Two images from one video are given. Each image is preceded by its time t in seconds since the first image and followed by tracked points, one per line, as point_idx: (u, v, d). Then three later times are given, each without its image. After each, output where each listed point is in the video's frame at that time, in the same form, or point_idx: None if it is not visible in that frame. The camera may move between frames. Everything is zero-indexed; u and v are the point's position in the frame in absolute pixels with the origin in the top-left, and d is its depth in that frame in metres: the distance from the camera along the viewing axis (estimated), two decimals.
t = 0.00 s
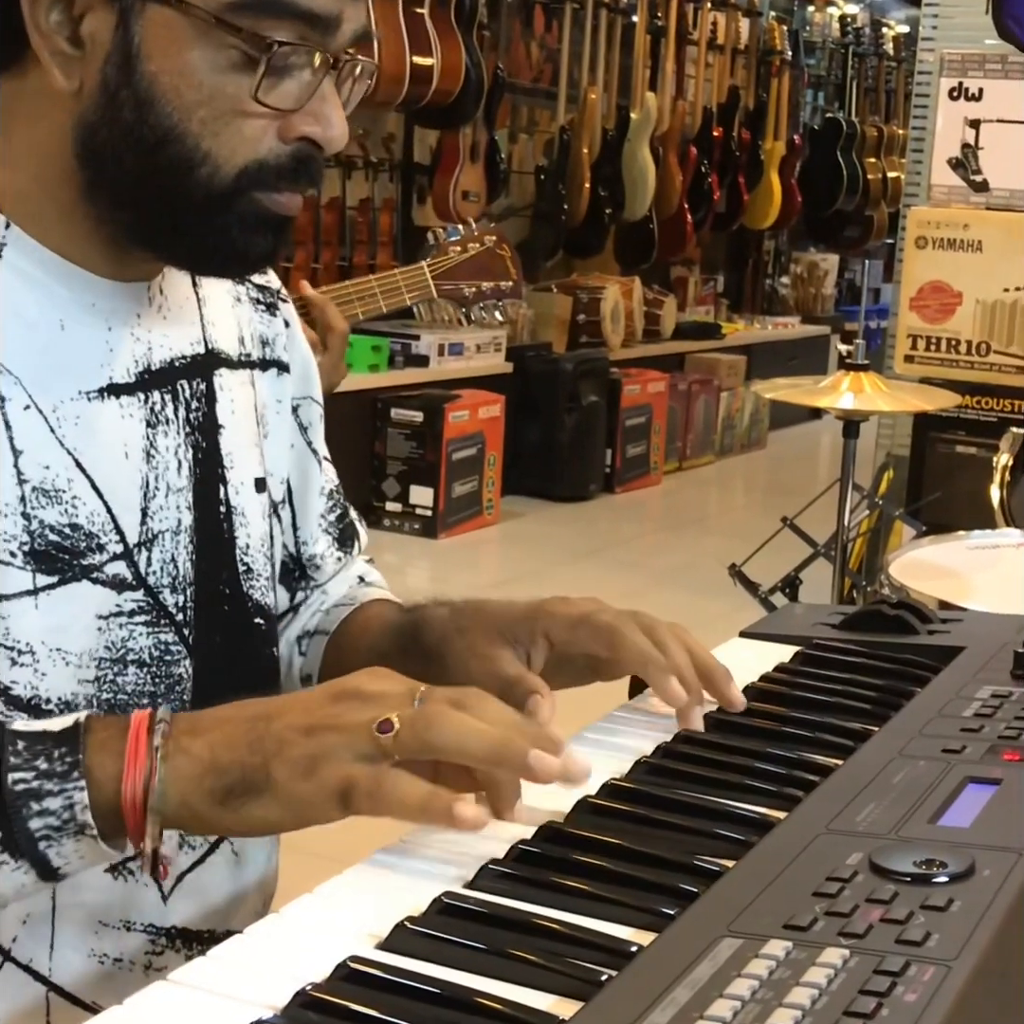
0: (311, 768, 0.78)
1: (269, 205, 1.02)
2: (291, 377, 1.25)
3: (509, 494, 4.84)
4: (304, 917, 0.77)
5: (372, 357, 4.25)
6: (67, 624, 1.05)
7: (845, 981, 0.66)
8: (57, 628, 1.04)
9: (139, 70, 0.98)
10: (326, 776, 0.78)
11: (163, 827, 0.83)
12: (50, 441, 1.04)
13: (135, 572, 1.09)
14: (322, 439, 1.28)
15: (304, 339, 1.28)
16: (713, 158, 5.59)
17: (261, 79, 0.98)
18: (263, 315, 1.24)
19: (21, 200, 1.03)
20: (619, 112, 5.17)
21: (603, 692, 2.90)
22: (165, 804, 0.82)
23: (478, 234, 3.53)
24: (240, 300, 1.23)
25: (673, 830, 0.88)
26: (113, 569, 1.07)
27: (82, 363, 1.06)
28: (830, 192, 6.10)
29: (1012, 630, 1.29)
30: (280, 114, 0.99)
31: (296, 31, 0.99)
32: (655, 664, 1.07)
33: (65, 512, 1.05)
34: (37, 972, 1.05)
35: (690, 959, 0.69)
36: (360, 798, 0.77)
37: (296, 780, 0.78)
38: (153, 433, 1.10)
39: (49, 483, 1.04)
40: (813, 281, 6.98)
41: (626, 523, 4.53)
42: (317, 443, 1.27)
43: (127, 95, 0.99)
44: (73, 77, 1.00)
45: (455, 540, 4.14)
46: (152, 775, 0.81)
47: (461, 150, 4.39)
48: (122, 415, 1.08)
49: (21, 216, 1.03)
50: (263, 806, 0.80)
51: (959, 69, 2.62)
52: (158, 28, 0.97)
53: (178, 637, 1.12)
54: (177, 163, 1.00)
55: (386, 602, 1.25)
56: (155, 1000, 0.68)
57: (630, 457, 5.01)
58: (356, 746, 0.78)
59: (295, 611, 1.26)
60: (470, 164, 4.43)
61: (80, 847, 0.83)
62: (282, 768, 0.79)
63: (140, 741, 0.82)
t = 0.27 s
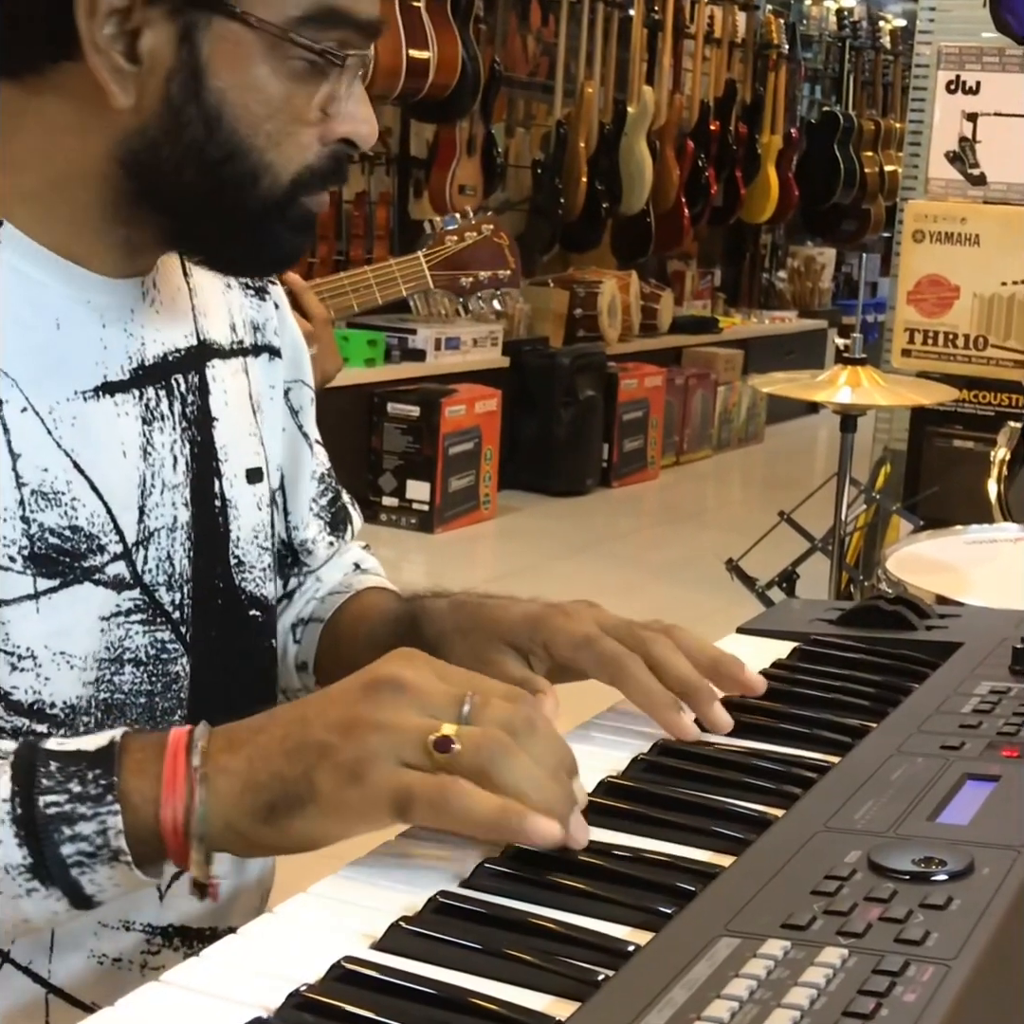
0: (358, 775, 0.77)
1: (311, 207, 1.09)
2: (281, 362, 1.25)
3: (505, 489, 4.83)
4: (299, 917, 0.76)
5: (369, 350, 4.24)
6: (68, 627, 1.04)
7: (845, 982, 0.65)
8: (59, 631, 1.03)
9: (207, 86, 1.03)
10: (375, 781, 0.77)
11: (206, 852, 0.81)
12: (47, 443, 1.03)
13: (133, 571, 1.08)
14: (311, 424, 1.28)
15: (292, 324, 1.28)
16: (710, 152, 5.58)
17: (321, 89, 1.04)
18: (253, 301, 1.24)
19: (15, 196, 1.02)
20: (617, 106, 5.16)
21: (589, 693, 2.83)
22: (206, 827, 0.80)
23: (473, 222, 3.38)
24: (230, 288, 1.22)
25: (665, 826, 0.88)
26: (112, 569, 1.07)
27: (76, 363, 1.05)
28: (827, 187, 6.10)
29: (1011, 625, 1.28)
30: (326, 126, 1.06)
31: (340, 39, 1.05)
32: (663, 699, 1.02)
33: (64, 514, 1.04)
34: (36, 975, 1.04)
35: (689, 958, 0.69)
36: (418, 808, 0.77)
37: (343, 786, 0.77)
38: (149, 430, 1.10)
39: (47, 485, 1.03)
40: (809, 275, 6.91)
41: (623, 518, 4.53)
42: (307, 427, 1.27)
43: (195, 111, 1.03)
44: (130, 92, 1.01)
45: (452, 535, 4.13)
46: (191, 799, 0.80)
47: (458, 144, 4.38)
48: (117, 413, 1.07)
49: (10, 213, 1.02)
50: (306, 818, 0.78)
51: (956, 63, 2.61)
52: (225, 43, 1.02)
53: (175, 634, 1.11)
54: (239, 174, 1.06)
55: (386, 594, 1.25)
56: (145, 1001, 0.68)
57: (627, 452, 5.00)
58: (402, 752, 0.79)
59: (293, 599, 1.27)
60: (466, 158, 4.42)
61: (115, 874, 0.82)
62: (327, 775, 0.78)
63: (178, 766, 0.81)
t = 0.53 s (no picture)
0: (346, 811, 0.77)
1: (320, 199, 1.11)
2: (271, 354, 1.25)
3: (504, 483, 4.82)
4: (295, 918, 0.76)
5: (367, 345, 4.23)
6: (68, 630, 1.03)
7: (841, 983, 0.64)
8: (58, 635, 1.02)
9: (247, 90, 1.01)
10: (361, 819, 0.76)
11: (196, 883, 0.81)
12: (43, 447, 1.02)
13: (130, 572, 1.07)
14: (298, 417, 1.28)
15: (280, 317, 1.28)
16: (709, 146, 5.57)
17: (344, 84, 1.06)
18: (243, 294, 1.23)
19: (26, 200, 1.01)
20: (614, 100, 5.15)
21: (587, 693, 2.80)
22: (196, 863, 0.79)
23: (473, 213, 3.30)
24: (221, 280, 1.22)
25: (668, 827, 0.87)
26: (112, 571, 1.06)
27: (70, 365, 1.04)
28: (825, 182, 6.10)
29: (1012, 621, 1.27)
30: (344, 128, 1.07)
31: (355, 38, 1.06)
32: (662, 696, 1.02)
33: (61, 518, 1.03)
34: (30, 973, 1.04)
35: (683, 957, 0.68)
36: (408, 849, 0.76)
37: (332, 825, 0.77)
38: (144, 430, 1.09)
39: (44, 490, 1.02)
40: (807, 269, 6.93)
41: (622, 512, 4.52)
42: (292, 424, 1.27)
43: (234, 117, 1.01)
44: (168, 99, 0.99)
45: (451, 530, 4.13)
46: (181, 836, 0.79)
47: (456, 139, 4.37)
48: (111, 414, 1.06)
49: (13, 219, 1.01)
50: (296, 854, 0.78)
51: (955, 56, 2.61)
52: (260, 48, 1.00)
53: (172, 634, 1.11)
54: (275, 176, 1.05)
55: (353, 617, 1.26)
56: (135, 1002, 0.67)
57: (626, 446, 5.00)
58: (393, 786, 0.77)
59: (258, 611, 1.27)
60: (465, 151, 4.41)
61: (108, 907, 0.81)
62: (315, 813, 0.77)
63: (167, 801, 0.80)
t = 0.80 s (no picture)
0: (321, 809, 0.75)
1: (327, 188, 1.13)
2: (260, 347, 1.23)
3: (505, 478, 4.82)
4: (294, 915, 0.75)
5: (367, 339, 4.22)
6: (77, 627, 1.02)
7: (845, 982, 0.64)
8: (67, 632, 1.02)
9: (279, 88, 1.02)
10: (338, 817, 0.75)
11: (167, 864, 0.79)
12: (54, 442, 1.01)
13: (135, 568, 1.07)
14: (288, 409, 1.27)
15: (268, 308, 1.26)
16: (709, 140, 5.56)
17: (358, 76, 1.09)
18: (231, 288, 1.22)
19: (47, 193, 1.00)
20: (616, 94, 5.14)
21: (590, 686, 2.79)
22: (167, 845, 0.78)
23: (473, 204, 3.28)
24: (211, 273, 1.21)
25: (675, 823, 0.86)
26: (119, 568, 1.05)
27: (79, 360, 1.03)
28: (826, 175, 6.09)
29: (1015, 616, 1.27)
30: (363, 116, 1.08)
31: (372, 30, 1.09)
32: (665, 692, 1.01)
33: (72, 515, 1.02)
34: (27, 966, 1.03)
35: (687, 956, 0.67)
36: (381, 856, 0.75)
37: (304, 822, 0.76)
38: (147, 427, 1.08)
39: (55, 486, 1.01)
40: (810, 264, 6.87)
41: (623, 507, 4.51)
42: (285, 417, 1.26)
43: (266, 115, 1.02)
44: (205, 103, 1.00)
45: (452, 525, 4.12)
46: (153, 817, 0.78)
47: (456, 133, 4.37)
48: (117, 410, 1.06)
49: (31, 210, 1.00)
50: (269, 847, 0.77)
51: (956, 49, 2.60)
52: (293, 47, 1.02)
53: (171, 630, 1.10)
54: (298, 171, 1.07)
55: (368, 606, 1.26)
56: (133, 1002, 0.66)
57: (627, 441, 4.99)
58: (370, 786, 0.76)
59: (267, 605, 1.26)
60: (465, 146, 4.41)
61: (82, 890, 0.80)
62: (290, 807, 0.76)
63: (138, 783, 0.79)
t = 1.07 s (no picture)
0: (292, 794, 0.76)
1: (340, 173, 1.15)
2: (264, 336, 1.23)
3: (510, 473, 4.82)
4: (298, 906, 0.75)
5: (372, 333, 4.20)
6: (96, 619, 1.02)
7: (853, 973, 0.64)
8: (86, 623, 1.01)
9: (302, 77, 1.02)
10: (311, 801, 0.76)
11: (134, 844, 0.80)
12: (76, 434, 1.01)
13: (150, 560, 1.07)
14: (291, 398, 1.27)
15: (270, 297, 1.26)
16: (714, 135, 5.55)
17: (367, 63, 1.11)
18: (234, 278, 1.22)
19: (70, 183, 0.99)
20: (620, 88, 5.13)
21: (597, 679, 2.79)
22: (133, 821, 0.79)
23: (476, 199, 3.26)
24: (215, 263, 1.21)
25: (675, 813, 0.87)
26: (135, 559, 1.05)
27: (98, 351, 1.03)
28: (830, 169, 6.08)
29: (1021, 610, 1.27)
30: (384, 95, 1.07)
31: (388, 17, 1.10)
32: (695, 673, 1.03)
33: (92, 506, 1.02)
34: (37, 957, 1.03)
35: (699, 946, 0.67)
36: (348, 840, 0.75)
37: (276, 806, 0.76)
38: (162, 418, 1.08)
39: (76, 477, 1.01)
40: (813, 259, 6.93)
41: (628, 502, 4.51)
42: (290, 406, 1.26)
43: (290, 103, 1.02)
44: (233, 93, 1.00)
45: (456, 520, 4.13)
46: (118, 794, 0.79)
47: (461, 128, 4.36)
48: (135, 401, 1.06)
49: (53, 199, 0.99)
50: (241, 827, 0.77)
51: (962, 42, 2.59)
52: (316, 37, 1.01)
53: (182, 621, 1.10)
54: (319, 157, 1.07)
55: (376, 582, 1.26)
56: (139, 991, 0.67)
57: (631, 435, 4.99)
58: (339, 772, 0.76)
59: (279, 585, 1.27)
60: (469, 141, 4.40)
61: (53, 866, 0.81)
62: (261, 792, 0.77)
63: (107, 760, 0.80)
